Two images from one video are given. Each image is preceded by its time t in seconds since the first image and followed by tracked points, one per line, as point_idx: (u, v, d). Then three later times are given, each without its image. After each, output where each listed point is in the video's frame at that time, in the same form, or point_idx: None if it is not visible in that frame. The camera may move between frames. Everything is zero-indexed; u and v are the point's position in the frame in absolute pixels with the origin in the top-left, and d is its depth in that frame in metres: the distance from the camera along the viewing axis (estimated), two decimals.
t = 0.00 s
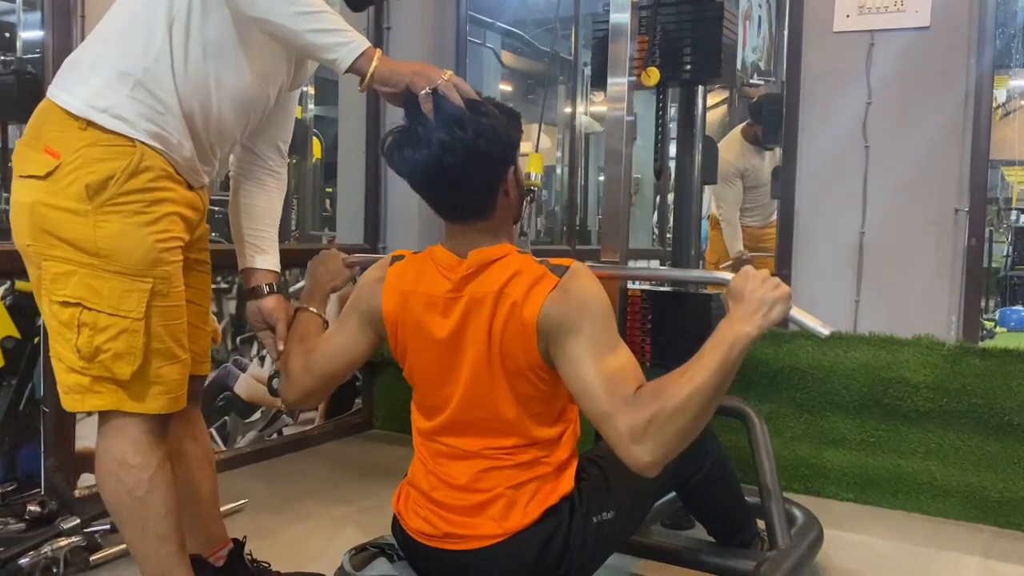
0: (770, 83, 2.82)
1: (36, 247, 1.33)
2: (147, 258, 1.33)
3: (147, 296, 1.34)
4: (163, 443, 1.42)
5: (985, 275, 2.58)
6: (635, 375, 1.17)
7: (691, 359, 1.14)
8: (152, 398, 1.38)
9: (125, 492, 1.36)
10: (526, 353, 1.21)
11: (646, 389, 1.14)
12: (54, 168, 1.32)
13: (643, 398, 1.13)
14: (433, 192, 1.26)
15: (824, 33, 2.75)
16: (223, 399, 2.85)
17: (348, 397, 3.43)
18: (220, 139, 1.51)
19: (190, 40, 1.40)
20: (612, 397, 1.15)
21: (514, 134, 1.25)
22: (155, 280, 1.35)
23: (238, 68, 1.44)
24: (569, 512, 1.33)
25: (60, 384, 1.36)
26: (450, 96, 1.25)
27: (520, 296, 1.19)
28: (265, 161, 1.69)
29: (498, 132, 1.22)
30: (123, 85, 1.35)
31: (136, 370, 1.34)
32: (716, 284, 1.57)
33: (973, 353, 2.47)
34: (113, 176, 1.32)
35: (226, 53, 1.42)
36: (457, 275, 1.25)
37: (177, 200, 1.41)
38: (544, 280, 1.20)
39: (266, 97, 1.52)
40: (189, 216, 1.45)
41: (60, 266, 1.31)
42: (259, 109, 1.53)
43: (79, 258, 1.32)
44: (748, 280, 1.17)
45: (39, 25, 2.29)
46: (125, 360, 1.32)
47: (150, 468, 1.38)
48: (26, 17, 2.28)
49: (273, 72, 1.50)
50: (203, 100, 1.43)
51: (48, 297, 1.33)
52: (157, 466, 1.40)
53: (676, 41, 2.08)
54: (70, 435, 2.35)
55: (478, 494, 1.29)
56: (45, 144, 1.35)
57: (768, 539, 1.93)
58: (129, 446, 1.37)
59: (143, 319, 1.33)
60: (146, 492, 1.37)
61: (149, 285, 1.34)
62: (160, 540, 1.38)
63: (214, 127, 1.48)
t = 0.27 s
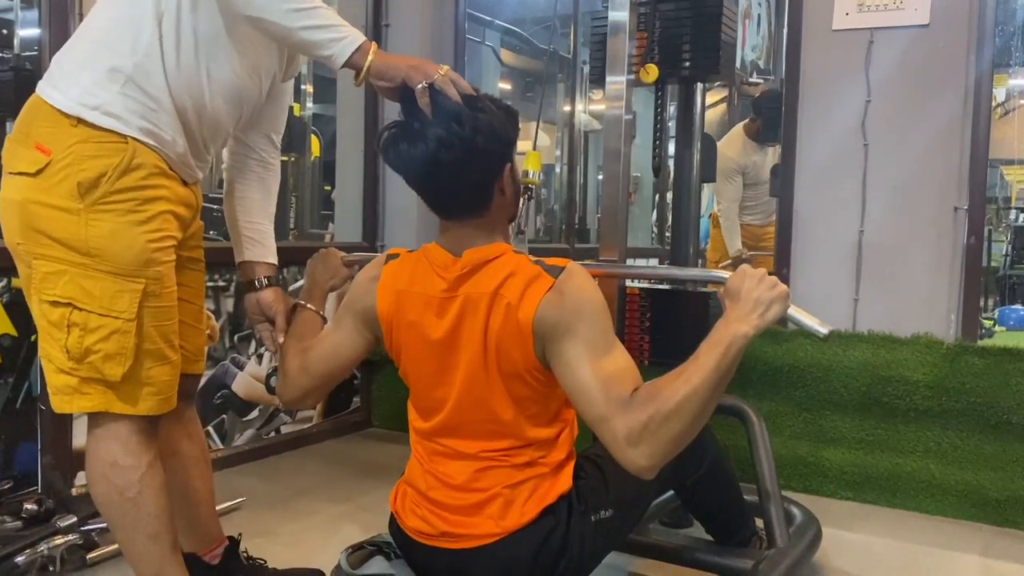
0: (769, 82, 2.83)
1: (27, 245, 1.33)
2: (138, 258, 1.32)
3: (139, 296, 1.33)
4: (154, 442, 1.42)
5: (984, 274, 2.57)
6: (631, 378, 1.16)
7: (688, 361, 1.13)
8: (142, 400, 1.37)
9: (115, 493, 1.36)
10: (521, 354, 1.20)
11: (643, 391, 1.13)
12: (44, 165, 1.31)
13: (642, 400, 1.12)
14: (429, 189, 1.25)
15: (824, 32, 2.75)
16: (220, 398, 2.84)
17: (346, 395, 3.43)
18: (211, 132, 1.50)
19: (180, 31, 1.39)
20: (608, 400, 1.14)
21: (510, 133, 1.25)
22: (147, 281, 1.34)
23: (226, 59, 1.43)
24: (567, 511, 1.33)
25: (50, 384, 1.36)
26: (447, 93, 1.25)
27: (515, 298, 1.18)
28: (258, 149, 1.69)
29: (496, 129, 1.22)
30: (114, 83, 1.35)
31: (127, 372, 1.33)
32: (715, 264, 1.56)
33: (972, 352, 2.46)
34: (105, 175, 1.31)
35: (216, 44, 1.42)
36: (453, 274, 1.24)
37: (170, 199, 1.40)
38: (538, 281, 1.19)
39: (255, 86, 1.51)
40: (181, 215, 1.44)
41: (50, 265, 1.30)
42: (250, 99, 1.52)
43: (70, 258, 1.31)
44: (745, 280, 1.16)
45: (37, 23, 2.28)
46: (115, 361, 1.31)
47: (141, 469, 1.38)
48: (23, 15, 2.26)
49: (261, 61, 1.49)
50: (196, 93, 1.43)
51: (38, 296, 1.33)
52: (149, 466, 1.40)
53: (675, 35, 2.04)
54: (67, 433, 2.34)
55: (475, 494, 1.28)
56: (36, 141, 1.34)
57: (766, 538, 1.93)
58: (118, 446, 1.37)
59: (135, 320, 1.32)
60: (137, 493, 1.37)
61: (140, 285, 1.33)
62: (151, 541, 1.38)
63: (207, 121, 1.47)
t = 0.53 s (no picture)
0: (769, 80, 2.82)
1: (49, 244, 1.34)
2: (161, 255, 1.33)
3: (162, 294, 1.33)
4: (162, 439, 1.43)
5: (983, 273, 2.57)
6: (644, 358, 1.18)
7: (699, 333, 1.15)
8: (162, 398, 1.38)
9: (123, 490, 1.37)
10: (521, 351, 1.20)
11: (658, 369, 1.15)
12: (68, 164, 1.33)
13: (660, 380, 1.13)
14: (428, 187, 1.24)
15: (824, 30, 2.74)
16: (218, 396, 2.83)
17: (345, 393, 3.42)
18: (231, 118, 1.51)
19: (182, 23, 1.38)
20: (626, 381, 1.15)
21: (509, 130, 1.24)
22: (169, 278, 1.34)
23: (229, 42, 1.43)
24: (565, 510, 1.33)
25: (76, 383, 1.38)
26: (447, 90, 1.24)
27: (517, 292, 1.18)
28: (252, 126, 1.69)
29: (496, 127, 1.21)
30: (125, 81, 1.36)
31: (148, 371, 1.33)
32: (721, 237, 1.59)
33: (971, 351, 2.46)
34: (127, 173, 1.33)
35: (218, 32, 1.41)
36: (451, 272, 1.24)
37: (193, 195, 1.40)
38: (540, 274, 1.19)
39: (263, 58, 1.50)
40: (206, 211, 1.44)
41: (74, 264, 1.32)
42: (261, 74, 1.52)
43: (93, 256, 1.32)
44: (746, 251, 1.20)
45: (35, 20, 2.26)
46: (137, 359, 1.32)
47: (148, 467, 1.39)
48: (21, 13, 2.26)
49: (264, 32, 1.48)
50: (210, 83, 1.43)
51: (61, 295, 1.34)
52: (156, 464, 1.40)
53: (675, 41, 2.08)
54: (66, 431, 2.33)
55: (472, 494, 1.28)
56: (58, 140, 1.36)
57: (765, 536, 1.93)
58: (128, 443, 1.38)
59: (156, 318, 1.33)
60: (144, 490, 1.38)
61: (162, 283, 1.33)
62: (157, 537, 1.38)
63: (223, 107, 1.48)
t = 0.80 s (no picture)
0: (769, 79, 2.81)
1: (83, 245, 1.35)
2: (192, 250, 1.34)
3: (193, 289, 1.34)
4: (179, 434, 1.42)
5: (983, 273, 2.58)
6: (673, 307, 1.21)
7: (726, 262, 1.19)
8: (194, 395, 1.38)
9: (137, 485, 1.37)
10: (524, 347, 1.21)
11: (695, 305, 1.18)
12: (101, 164, 1.34)
13: (700, 315, 1.16)
14: (425, 187, 1.24)
15: (823, 29, 2.74)
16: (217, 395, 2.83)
17: (344, 392, 3.42)
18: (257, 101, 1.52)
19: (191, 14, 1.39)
20: (664, 329, 1.18)
21: (507, 129, 1.24)
22: (200, 274, 1.35)
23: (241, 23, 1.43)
24: (564, 509, 1.33)
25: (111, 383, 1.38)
26: (445, 89, 1.23)
27: (520, 286, 1.19)
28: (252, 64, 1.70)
29: (493, 126, 1.21)
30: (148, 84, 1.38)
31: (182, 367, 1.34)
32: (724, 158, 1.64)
33: (970, 350, 2.47)
34: (158, 170, 1.33)
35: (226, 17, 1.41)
36: (450, 271, 1.24)
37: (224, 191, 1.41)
38: (538, 263, 1.20)
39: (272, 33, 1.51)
40: (238, 206, 1.45)
41: (107, 262, 1.33)
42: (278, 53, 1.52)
43: (126, 253, 1.32)
44: (754, 171, 1.24)
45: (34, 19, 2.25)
46: (170, 355, 1.32)
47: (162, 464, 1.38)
48: (20, 11, 2.25)
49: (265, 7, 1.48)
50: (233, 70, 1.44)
51: (95, 294, 1.35)
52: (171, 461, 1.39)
53: (672, 70, 2.05)
54: (65, 430, 2.33)
55: (471, 494, 1.28)
56: (91, 142, 1.37)
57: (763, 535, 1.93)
58: (146, 439, 1.37)
59: (188, 313, 1.33)
60: (158, 486, 1.38)
61: (194, 279, 1.34)
62: (169, 535, 1.38)
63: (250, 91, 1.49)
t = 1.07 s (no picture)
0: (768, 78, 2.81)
1: (98, 245, 1.34)
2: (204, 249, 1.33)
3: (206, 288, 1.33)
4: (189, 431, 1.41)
5: (981, 272, 2.58)
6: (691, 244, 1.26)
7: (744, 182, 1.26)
8: (209, 393, 1.37)
9: (144, 482, 1.36)
10: (525, 343, 1.22)
11: (719, 227, 1.23)
12: (113, 165, 1.32)
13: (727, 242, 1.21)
14: (426, 186, 1.24)
15: (823, 29, 2.74)
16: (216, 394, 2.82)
17: (343, 391, 3.42)
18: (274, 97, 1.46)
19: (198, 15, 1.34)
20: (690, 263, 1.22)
21: (509, 128, 1.24)
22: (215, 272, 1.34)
23: (251, 19, 1.38)
24: (563, 509, 1.33)
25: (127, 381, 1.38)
26: (447, 89, 1.24)
27: (521, 283, 1.20)
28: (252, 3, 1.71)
29: (495, 126, 1.21)
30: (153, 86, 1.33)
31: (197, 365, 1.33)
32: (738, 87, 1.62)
33: (968, 348, 2.47)
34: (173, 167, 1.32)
35: (232, 18, 1.36)
36: (449, 270, 1.24)
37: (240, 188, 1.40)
38: (538, 260, 1.21)
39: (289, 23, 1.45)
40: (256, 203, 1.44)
41: (121, 262, 1.32)
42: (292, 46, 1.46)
43: (140, 253, 1.31)
44: (767, 90, 1.31)
45: (32, 18, 2.26)
46: (185, 353, 1.32)
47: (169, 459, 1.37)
48: (20, 10, 2.25)
49: None
50: (247, 67, 1.39)
51: (111, 293, 1.35)
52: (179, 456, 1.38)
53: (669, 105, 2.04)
54: (64, 428, 2.34)
55: (470, 494, 1.28)
56: (103, 142, 1.35)
57: (763, 534, 1.93)
58: (154, 436, 1.36)
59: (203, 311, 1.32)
60: (164, 483, 1.37)
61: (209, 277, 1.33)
62: (174, 533, 1.37)
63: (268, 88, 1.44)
